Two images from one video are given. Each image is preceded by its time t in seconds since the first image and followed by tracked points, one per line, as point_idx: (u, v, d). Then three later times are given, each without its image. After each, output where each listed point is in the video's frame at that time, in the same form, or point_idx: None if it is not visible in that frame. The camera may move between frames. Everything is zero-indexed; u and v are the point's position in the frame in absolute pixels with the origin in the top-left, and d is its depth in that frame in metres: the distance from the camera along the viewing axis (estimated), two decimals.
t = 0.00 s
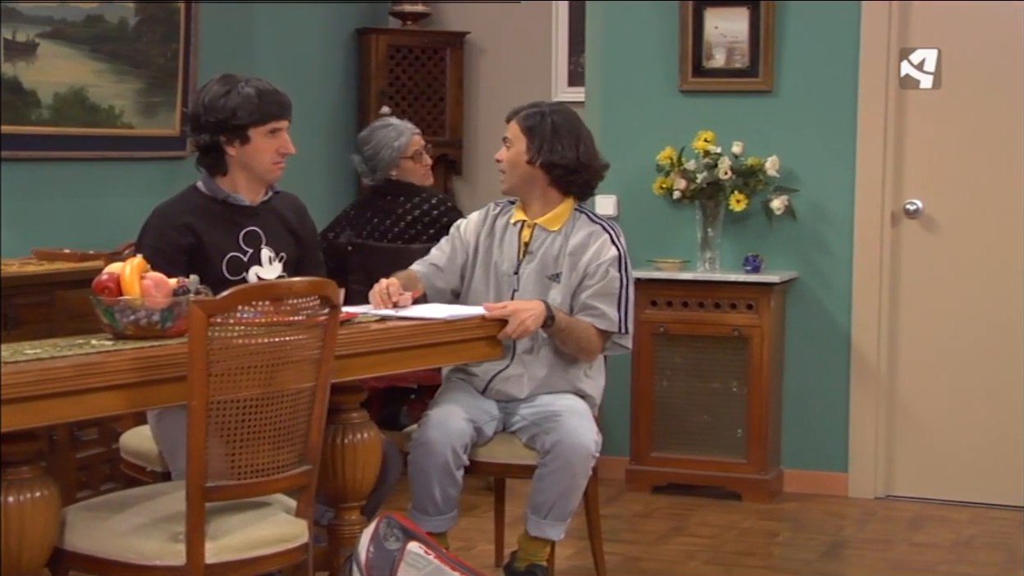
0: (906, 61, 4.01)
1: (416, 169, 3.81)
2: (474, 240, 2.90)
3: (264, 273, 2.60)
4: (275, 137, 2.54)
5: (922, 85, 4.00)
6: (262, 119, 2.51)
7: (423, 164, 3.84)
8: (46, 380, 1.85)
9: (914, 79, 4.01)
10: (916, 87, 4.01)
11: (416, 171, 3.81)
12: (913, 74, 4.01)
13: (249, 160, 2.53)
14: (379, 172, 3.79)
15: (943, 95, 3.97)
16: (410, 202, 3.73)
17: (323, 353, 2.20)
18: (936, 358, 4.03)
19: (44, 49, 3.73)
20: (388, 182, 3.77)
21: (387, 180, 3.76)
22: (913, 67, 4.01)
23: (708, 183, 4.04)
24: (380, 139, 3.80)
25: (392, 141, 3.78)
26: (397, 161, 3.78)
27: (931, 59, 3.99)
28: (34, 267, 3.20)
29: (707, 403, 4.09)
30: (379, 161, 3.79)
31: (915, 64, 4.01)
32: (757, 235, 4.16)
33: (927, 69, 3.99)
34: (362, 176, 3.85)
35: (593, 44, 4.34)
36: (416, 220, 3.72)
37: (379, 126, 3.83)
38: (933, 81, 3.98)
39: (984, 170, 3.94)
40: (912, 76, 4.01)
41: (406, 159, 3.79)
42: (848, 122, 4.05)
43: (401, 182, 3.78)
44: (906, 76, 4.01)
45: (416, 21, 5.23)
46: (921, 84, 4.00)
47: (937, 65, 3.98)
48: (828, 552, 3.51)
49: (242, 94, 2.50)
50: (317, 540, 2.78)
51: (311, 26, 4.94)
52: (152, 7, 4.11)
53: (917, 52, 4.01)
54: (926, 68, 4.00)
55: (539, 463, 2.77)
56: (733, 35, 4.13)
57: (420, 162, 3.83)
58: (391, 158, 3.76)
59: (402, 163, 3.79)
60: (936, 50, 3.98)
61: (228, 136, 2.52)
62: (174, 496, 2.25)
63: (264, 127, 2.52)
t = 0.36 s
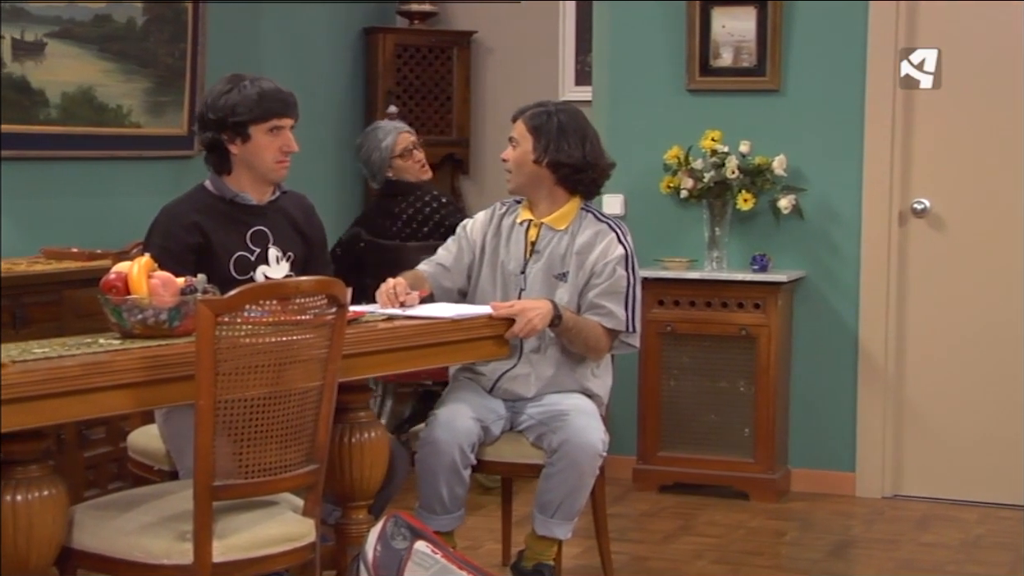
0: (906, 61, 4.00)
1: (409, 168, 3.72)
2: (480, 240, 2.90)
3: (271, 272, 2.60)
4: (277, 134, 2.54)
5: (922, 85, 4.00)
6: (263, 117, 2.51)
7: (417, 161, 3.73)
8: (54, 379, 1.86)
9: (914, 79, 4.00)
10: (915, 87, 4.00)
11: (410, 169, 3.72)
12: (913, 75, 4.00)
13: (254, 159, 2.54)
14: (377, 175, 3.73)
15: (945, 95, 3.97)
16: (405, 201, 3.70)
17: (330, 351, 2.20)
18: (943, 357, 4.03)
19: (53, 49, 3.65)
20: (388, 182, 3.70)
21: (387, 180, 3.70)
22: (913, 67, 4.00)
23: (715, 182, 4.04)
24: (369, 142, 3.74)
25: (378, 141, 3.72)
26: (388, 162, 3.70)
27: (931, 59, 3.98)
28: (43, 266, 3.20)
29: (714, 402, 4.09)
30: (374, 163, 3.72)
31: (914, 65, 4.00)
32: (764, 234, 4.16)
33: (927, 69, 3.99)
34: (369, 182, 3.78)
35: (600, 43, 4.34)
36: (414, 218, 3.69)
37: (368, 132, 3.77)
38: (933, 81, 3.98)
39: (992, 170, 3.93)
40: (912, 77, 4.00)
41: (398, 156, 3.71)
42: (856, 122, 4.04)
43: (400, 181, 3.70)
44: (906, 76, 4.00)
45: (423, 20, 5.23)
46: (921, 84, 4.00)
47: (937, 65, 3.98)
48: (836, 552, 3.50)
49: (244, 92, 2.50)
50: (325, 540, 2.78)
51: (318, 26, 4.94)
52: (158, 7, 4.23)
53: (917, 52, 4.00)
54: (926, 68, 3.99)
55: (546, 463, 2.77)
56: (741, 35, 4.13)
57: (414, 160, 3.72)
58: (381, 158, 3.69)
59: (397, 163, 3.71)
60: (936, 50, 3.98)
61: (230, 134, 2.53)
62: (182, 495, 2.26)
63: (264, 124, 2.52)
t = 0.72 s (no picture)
0: (906, 61, 4.00)
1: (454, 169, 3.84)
2: (485, 240, 2.91)
3: (278, 271, 2.60)
4: (283, 133, 2.54)
5: (922, 85, 4.00)
6: (268, 116, 2.51)
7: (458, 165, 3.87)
8: (60, 379, 1.86)
9: (914, 79, 4.00)
10: (915, 87, 4.00)
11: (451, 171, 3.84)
12: (913, 74, 4.00)
13: (260, 158, 2.54)
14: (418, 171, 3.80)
15: (951, 94, 3.97)
16: (428, 200, 3.76)
17: (335, 351, 2.20)
18: (949, 357, 4.02)
19: (60, 48, 3.71)
20: (423, 180, 3.78)
21: (424, 179, 3.78)
22: (913, 67, 4.00)
23: (721, 181, 4.04)
24: (423, 137, 3.80)
25: (437, 140, 3.80)
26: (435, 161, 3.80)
27: (931, 59, 3.98)
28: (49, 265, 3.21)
29: (720, 401, 4.09)
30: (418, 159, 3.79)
31: (915, 64, 3.99)
32: (770, 233, 4.16)
33: (927, 69, 3.99)
34: (394, 172, 3.84)
35: (606, 42, 4.34)
36: (434, 216, 3.73)
37: (419, 126, 3.83)
38: (933, 81, 3.98)
39: (998, 170, 3.93)
40: (912, 76, 4.00)
41: (447, 158, 3.82)
42: (862, 122, 4.04)
43: (436, 182, 3.81)
44: (905, 76, 4.00)
45: (429, 20, 5.23)
46: (921, 83, 4.00)
47: (937, 64, 3.98)
48: (841, 551, 3.50)
49: (249, 91, 2.51)
50: (331, 538, 2.78)
51: (323, 26, 4.95)
52: (166, 7, 4.23)
53: (917, 51, 4.00)
54: (926, 68, 3.99)
55: (552, 462, 2.77)
56: (747, 34, 4.12)
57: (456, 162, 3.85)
58: (434, 157, 3.79)
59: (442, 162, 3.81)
60: (936, 50, 3.98)
61: (234, 133, 2.53)
62: (188, 494, 2.26)
63: (269, 123, 2.52)
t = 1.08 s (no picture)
0: (906, 61, 3.99)
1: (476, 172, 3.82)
2: (490, 241, 2.90)
3: (283, 270, 2.60)
4: (288, 133, 2.54)
5: (923, 85, 3.99)
6: (275, 115, 2.51)
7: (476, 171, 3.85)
8: (65, 377, 1.86)
9: (914, 79, 3.99)
10: (915, 87, 3.99)
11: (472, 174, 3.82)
12: (913, 74, 3.99)
13: (266, 158, 2.54)
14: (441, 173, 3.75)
15: (957, 93, 3.96)
16: (454, 201, 3.74)
17: (341, 350, 2.20)
18: (956, 356, 4.02)
19: (64, 48, 3.61)
20: (448, 181, 3.75)
21: (450, 180, 3.75)
22: (913, 66, 3.99)
23: (727, 180, 4.03)
24: (448, 143, 3.75)
25: (461, 146, 3.78)
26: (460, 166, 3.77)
27: (931, 59, 3.98)
28: (55, 264, 3.21)
29: (725, 401, 4.09)
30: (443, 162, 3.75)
31: (915, 64, 3.99)
32: (775, 233, 4.15)
33: (926, 69, 3.98)
34: (413, 173, 3.78)
35: (612, 41, 4.34)
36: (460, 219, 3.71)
37: (444, 132, 3.77)
38: (933, 81, 3.97)
39: (1004, 169, 3.92)
40: (913, 76, 3.99)
41: (471, 163, 3.80)
42: (867, 121, 4.03)
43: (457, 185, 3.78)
44: (905, 76, 3.99)
45: (434, 19, 5.23)
46: (922, 83, 3.99)
47: (937, 65, 3.98)
48: (847, 551, 3.50)
49: (255, 90, 2.51)
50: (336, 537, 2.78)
51: (328, 25, 4.95)
52: (172, 6, 4.21)
53: (917, 52, 3.99)
54: (926, 68, 3.98)
55: (557, 461, 2.77)
56: (752, 33, 4.12)
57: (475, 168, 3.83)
58: (460, 161, 3.76)
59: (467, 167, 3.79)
60: (936, 50, 3.98)
61: (240, 132, 2.53)
62: (193, 493, 2.26)
63: (275, 122, 2.52)
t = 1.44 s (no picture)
0: (907, 61, 3.98)
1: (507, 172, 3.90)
2: (493, 241, 2.90)
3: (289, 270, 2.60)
4: (296, 132, 2.54)
5: (923, 85, 3.98)
6: (282, 115, 2.51)
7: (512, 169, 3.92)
8: (71, 377, 1.86)
9: (915, 79, 3.98)
10: (916, 87, 3.98)
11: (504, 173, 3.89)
12: (914, 74, 3.98)
13: (273, 158, 2.54)
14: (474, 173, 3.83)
15: (964, 93, 3.96)
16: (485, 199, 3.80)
17: (347, 350, 2.20)
18: (963, 356, 4.01)
19: (71, 47, 3.74)
20: (481, 181, 3.82)
21: (482, 179, 3.82)
22: (914, 67, 3.98)
23: (733, 180, 4.03)
24: (483, 143, 3.84)
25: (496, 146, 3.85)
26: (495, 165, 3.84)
27: (931, 59, 3.97)
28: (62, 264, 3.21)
29: (731, 401, 4.08)
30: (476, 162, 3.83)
31: (916, 64, 3.98)
32: (781, 232, 4.15)
33: (928, 69, 3.98)
34: (451, 172, 3.88)
35: (618, 40, 4.34)
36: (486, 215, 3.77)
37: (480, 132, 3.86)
38: (934, 81, 3.97)
39: (1010, 168, 3.91)
40: (913, 76, 3.98)
41: (505, 163, 3.88)
42: (874, 120, 4.03)
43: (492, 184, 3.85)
44: (906, 76, 3.98)
45: (440, 19, 5.24)
46: (923, 83, 3.98)
47: (937, 64, 3.97)
48: (853, 551, 3.49)
49: (262, 91, 2.51)
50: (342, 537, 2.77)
51: (334, 26, 4.96)
52: (177, 5, 4.12)
53: (918, 52, 3.98)
54: (927, 68, 3.98)
55: (563, 461, 2.77)
56: (759, 33, 4.12)
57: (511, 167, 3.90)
58: (494, 161, 3.83)
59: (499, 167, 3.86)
60: (936, 51, 3.97)
61: (246, 132, 2.53)
62: (199, 493, 2.26)
63: (281, 122, 2.52)
